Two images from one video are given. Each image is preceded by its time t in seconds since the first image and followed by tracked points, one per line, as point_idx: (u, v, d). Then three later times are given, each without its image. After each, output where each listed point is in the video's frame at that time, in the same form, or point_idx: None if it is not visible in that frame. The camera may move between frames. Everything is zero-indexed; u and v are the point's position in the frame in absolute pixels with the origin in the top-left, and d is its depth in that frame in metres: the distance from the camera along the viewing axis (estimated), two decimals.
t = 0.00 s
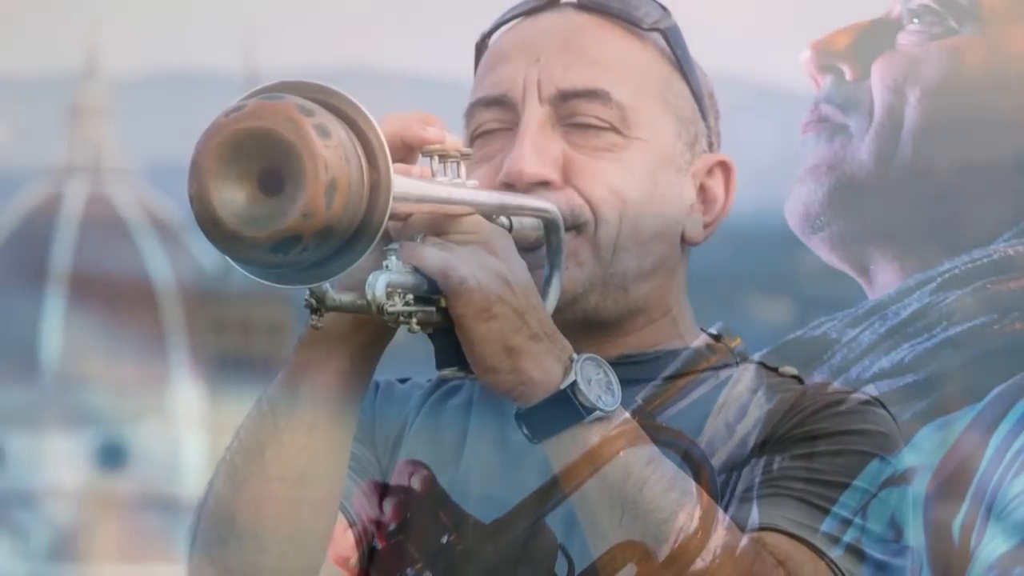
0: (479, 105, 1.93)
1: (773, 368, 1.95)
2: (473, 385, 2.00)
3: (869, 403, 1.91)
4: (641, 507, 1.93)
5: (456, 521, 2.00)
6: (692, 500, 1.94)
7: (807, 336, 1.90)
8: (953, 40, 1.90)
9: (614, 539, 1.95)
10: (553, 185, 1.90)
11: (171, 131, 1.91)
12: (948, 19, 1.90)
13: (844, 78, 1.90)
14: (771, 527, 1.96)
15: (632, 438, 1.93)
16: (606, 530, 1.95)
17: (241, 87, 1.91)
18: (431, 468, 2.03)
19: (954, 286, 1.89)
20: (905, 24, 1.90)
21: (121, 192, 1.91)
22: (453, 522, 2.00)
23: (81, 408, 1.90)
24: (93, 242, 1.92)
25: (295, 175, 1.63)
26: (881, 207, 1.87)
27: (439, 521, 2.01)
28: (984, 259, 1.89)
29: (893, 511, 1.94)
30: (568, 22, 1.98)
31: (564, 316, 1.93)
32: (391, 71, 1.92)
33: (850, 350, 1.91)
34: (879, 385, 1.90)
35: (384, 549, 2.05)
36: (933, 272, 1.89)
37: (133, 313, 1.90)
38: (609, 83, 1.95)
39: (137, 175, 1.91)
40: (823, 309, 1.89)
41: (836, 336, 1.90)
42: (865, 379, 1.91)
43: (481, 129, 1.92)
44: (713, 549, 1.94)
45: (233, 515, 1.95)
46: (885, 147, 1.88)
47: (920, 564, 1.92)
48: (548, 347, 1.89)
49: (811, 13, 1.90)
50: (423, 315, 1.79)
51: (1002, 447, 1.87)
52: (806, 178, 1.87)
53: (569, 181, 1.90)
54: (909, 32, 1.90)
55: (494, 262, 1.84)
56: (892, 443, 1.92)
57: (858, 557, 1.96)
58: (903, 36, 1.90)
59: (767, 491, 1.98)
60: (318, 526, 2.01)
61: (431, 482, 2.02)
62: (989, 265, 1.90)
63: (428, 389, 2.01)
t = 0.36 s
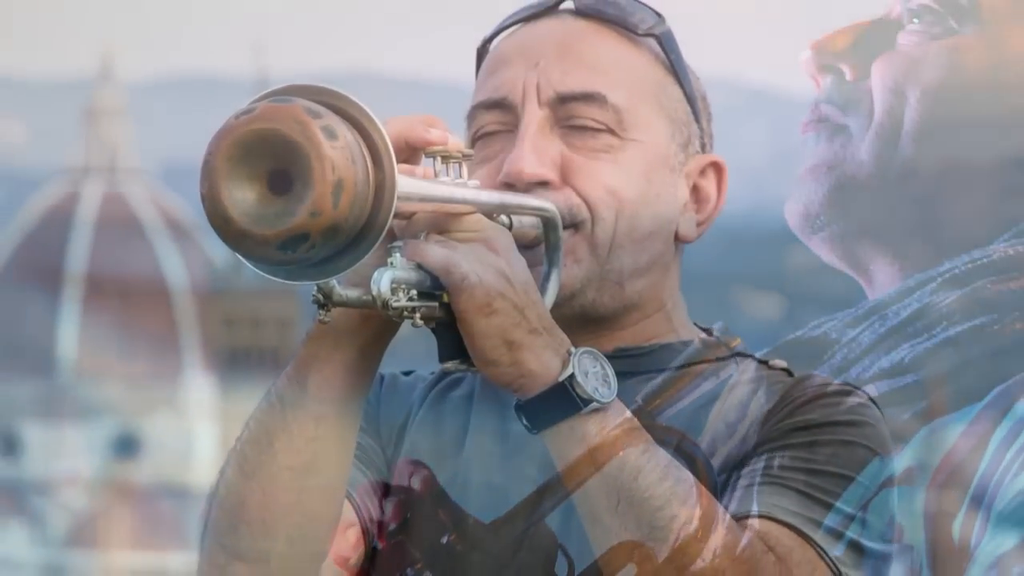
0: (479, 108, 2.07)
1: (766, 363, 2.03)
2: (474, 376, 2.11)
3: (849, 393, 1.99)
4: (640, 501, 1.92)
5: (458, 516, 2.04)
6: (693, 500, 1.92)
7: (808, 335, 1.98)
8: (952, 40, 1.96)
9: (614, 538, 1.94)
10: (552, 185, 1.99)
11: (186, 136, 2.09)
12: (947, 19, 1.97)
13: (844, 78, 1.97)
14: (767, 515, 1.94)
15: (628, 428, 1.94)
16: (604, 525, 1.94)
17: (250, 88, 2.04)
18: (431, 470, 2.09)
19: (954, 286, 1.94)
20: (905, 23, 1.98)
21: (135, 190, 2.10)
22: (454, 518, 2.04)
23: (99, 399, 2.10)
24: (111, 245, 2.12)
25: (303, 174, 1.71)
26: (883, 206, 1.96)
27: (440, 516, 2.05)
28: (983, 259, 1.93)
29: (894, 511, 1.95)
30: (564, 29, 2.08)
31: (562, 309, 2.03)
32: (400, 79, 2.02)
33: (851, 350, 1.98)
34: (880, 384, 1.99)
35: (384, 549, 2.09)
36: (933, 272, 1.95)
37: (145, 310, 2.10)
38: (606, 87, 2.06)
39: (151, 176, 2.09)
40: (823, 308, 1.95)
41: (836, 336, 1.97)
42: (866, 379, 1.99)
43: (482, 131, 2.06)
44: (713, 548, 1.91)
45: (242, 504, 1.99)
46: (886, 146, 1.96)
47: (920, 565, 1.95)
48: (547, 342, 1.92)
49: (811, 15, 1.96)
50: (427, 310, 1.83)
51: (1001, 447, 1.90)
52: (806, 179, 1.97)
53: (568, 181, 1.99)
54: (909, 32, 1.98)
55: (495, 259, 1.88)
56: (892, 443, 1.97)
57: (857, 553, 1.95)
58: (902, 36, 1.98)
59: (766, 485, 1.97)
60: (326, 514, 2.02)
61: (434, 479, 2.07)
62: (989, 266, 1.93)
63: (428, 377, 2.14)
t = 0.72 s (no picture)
0: (478, 110, 2.17)
1: (758, 358, 2.18)
2: (476, 369, 2.21)
3: (845, 387, 2.10)
4: (637, 495, 1.94)
5: (458, 503, 2.10)
6: (692, 497, 1.94)
7: (809, 334, 2.24)
8: (950, 39, 2.24)
9: (615, 538, 1.96)
10: (551, 184, 2.06)
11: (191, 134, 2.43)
12: (947, 20, 2.25)
13: (843, 78, 2.26)
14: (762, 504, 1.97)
15: (624, 422, 1.98)
16: (602, 515, 1.96)
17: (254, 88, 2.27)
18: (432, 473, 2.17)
19: (952, 285, 2.16)
20: (905, 23, 2.26)
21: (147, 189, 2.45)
22: (453, 505, 2.10)
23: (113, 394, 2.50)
24: (127, 243, 2.89)
25: (311, 175, 1.79)
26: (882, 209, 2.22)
27: (440, 504, 2.11)
28: (983, 258, 2.15)
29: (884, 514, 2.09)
30: (563, 35, 2.15)
31: (561, 304, 2.10)
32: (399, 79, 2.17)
33: (852, 349, 2.19)
34: (879, 385, 2.16)
35: (384, 549, 2.16)
36: (933, 272, 2.17)
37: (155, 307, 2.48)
38: (601, 90, 2.12)
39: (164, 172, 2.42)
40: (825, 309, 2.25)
41: (839, 335, 2.21)
42: (868, 379, 2.16)
43: (483, 133, 2.15)
44: (713, 548, 1.93)
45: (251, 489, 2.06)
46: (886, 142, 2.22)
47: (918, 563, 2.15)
48: (546, 335, 1.98)
49: (812, 19, 2.26)
50: (430, 305, 1.90)
51: (1000, 450, 2.12)
52: (807, 181, 2.27)
53: (565, 181, 2.07)
54: (910, 32, 2.25)
55: (496, 256, 1.95)
56: (891, 437, 2.13)
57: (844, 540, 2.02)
58: (902, 35, 2.26)
59: (765, 477, 2.00)
60: (333, 503, 2.08)
61: (434, 467, 2.13)
62: (989, 265, 2.15)
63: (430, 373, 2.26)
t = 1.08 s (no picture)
0: (479, 113, 2.26)
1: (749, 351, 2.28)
2: (477, 361, 2.29)
3: (828, 378, 2.19)
4: (632, 484, 2.01)
5: (461, 491, 2.18)
6: (692, 495, 2.00)
7: (812, 334, 2.34)
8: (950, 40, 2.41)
9: (613, 533, 2.03)
10: (549, 184, 2.14)
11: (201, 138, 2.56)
12: (947, 20, 2.41)
13: (843, 78, 2.45)
14: (751, 492, 2.06)
15: (620, 412, 2.04)
16: (598, 502, 2.03)
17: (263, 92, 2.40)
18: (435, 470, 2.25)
19: (954, 283, 2.25)
20: (906, 24, 2.42)
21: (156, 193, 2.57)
22: (455, 493, 2.18)
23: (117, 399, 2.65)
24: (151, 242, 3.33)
25: (319, 175, 1.88)
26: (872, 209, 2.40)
27: (443, 492, 2.19)
28: (983, 258, 2.24)
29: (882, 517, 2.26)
30: (560, 41, 2.24)
31: (559, 300, 2.18)
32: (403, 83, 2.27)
33: (851, 347, 2.27)
34: (876, 385, 2.22)
35: (385, 549, 2.25)
36: (935, 272, 2.27)
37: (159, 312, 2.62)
38: (597, 94, 2.20)
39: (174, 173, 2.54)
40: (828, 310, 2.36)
41: (837, 334, 2.30)
42: (865, 380, 2.23)
43: (485, 135, 2.23)
44: (711, 535, 2.00)
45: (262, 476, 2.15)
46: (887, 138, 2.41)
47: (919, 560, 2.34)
48: (546, 330, 2.05)
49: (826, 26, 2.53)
50: (433, 300, 1.99)
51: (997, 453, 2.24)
52: (807, 181, 2.45)
53: (563, 181, 2.15)
54: (910, 30, 2.42)
55: (497, 253, 2.02)
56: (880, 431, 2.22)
57: (831, 525, 2.11)
58: (902, 34, 2.43)
59: (765, 468, 2.08)
60: (340, 491, 2.15)
61: (435, 456, 2.21)
62: (988, 265, 2.24)
63: (433, 366, 2.35)
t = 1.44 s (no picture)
0: (481, 115, 2.35)
1: (739, 344, 2.36)
2: (479, 353, 2.38)
3: (815, 368, 2.28)
4: (626, 471, 2.10)
5: (464, 477, 2.26)
6: (691, 493, 2.09)
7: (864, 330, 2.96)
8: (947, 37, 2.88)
9: (610, 524, 2.12)
10: (547, 184, 2.24)
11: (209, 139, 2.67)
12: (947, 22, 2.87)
13: (845, 74, 2.92)
14: (741, 479, 2.17)
15: (616, 403, 2.13)
16: (594, 488, 2.12)
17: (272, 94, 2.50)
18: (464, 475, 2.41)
19: (921, 283, 2.95)
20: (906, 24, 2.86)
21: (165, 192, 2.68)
22: (458, 479, 2.26)
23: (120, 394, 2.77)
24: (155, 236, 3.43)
25: (328, 175, 1.97)
26: (863, 209, 3.16)
27: (446, 478, 2.28)
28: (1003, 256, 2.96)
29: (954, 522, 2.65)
30: (558, 46, 2.33)
31: (557, 295, 2.27)
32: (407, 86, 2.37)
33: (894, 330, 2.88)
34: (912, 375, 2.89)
35: (385, 546, 2.34)
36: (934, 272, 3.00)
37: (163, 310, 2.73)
38: (594, 98, 2.29)
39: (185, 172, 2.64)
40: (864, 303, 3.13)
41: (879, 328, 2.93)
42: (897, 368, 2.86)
43: (485, 137, 2.32)
44: (703, 525, 2.10)
45: (271, 464, 2.24)
46: (887, 137, 3.01)
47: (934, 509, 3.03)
48: (545, 325, 2.14)
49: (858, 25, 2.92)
50: (437, 295, 2.09)
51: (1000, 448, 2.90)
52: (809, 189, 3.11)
53: (561, 181, 2.24)
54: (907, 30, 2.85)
55: (498, 250, 2.11)
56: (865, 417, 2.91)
57: (818, 510, 2.21)
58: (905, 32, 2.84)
59: (761, 459, 2.18)
60: (346, 478, 2.24)
61: (438, 443, 2.30)
62: (1002, 262, 2.96)
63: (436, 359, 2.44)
